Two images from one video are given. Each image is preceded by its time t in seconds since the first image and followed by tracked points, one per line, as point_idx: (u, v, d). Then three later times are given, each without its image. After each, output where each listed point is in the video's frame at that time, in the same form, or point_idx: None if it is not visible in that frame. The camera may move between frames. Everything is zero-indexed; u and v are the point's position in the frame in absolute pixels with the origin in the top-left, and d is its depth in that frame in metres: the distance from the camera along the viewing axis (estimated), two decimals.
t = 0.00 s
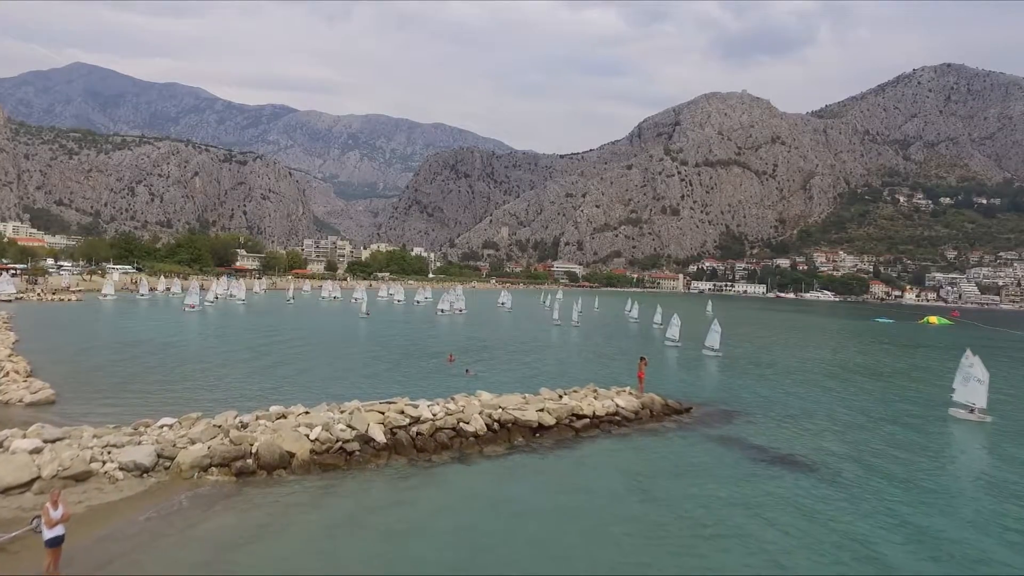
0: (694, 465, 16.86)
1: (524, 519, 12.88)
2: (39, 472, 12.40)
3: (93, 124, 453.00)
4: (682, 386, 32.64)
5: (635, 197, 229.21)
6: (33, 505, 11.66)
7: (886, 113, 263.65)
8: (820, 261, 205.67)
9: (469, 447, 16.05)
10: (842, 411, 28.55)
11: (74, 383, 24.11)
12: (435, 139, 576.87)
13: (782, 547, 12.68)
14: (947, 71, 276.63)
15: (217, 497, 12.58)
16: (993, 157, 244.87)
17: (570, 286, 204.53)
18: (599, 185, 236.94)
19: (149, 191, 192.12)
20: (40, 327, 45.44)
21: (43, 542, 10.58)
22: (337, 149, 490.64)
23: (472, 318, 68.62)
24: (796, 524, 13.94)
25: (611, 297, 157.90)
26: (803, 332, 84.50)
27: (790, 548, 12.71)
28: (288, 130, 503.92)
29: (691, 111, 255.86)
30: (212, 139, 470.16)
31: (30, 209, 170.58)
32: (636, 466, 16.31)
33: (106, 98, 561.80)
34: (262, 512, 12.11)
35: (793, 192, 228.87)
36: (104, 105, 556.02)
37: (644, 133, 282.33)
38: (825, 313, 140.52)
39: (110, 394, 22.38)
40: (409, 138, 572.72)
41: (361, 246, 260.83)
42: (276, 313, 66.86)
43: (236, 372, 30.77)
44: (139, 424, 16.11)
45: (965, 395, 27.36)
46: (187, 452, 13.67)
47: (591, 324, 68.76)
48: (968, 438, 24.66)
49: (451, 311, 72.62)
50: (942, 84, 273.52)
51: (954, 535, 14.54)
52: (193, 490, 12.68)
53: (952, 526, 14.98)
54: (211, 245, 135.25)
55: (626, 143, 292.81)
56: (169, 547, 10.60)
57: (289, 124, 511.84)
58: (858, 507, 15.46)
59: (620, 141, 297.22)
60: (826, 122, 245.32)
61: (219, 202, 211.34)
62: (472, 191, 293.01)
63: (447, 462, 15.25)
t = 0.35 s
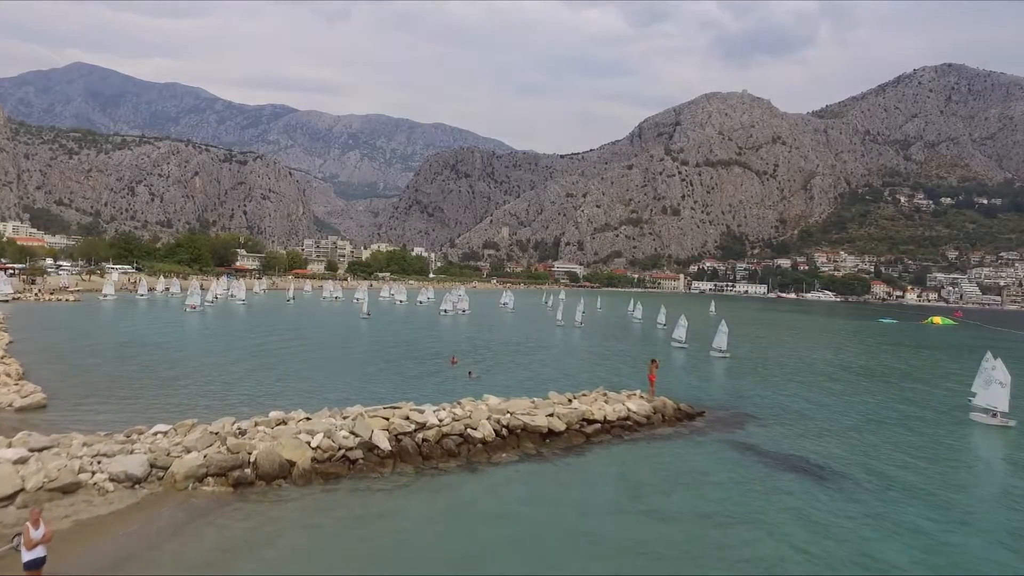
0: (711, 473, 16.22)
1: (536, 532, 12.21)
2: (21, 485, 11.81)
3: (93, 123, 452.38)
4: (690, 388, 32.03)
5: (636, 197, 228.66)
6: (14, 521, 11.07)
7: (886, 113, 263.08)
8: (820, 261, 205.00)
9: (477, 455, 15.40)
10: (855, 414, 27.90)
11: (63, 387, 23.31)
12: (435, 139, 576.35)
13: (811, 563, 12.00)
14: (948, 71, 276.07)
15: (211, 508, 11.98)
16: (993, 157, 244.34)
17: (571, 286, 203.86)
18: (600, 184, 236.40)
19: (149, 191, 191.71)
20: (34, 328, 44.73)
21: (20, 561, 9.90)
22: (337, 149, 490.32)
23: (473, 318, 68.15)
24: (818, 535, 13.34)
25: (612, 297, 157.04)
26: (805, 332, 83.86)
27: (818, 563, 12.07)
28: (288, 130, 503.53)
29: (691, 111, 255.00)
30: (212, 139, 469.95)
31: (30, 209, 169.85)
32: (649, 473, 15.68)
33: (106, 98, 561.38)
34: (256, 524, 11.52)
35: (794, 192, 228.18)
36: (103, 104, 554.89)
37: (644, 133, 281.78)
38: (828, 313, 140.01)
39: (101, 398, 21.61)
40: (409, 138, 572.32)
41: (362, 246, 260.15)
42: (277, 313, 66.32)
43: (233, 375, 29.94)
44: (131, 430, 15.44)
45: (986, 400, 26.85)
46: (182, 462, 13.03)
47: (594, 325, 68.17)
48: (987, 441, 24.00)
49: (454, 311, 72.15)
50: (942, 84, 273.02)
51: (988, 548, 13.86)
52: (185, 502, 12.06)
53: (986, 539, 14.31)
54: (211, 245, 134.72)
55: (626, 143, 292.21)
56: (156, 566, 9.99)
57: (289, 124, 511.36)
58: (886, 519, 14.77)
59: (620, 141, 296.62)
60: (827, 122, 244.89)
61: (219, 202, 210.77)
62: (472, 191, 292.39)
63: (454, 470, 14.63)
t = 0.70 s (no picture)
0: (730, 481, 15.56)
1: (548, 545, 11.55)
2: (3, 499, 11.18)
3: (93, 122, 451.73)
4: (700, 391, 31.40)
5: (636, 197, 227.98)
6: None
7: (887, 113, 262.18)
8: (821, 261, 204.17)
9: (484, 463, 14.75)
10: (870, 418, 27.18)
11: (52, 392, 22.57)
12: (435, 139, 575.70)
13: None
14: (948, 71, 275.48)
15: (202, 522, 11.35)
16: (994, 157, 243.42)
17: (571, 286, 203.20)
18: (600, 184, 235.69)
19: (148, 190, 191.11)
20: (29, 329, 44.08)
21: None
22: (337, 148, 489.66)
23: (475, 319, 67.60)
24: (843, 547, 12.71)
25: (612, 297, 156.27)
26: (808, 333, 83.23)
27: None
28: (288, 130, 503.07)
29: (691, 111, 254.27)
30: (212, 139, 469.48)
31: (30, 209, 169.05)
32: (663, 481, 15.06)
33: (106, 98, 560.87)
34: (250, 539, 10.90)
35: (795, 192, 227.51)
36: (103, 104, 554.12)
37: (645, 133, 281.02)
38: (831, 313, 139.35)
39: (88, 404, 20.77)
40: (409, 138, 571.80)
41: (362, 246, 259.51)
42: (278, 314, 65.75)
43: (227, 378, 29.06)
44: (122, 438, 14.79)
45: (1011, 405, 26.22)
46: (173, 473, 12.40)
47: (598, 325, 67.46)
48: (1005, 446, 23.38)
49: (457, 312, 71.48)
50: (943, 84, 272.38)
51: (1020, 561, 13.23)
52: (176, 515, 11.43)
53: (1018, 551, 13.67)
54: (211, 245, 134.04)
55: (627, 143, 291.40)
56: None
57: (289, 124, 510.71)
58: (917, 532, 14.05)
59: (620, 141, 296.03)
60: (827, 122, 244.26)
61: (219, 202, 210.04)
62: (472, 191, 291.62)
63: (463, 479, 14.01)
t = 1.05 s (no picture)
0: (749, 491, 14.88)
1: (560, 562, 10.88)
2: None
3: (93, 122, 451.22)
4: (707, 392, 30.69)
5: (636, 197, 227.35)
6: None
7: (888, 113, 261.38)
8: (822, 260, 203.50)
9: (491, 472, 14.15)
10: (883, 422, 26.41)
11: (39, 396, 21.96)
12: (435, 139, 574.80)
13: None
14: (949, 71, 274.82)
15: (191, 539, 10.68)
16: (995, 157, 242.58)
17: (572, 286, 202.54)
18: (600, 184, 235.16)
19: (148, 190, 190.61)
20: (24, 329, 43.55)
21: None
22: (337, 148, 489.05)
23: (478, 319, 66.99)
24: (872, 564, 11.96)
25: (614, 298, 155.49)
26: (812, 334, 82.39)
27: None
28: (288, 130, 502.52)
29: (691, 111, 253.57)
30: (212, 139, 469.17)
31: (29, 209, 168.48)
32: (679, 492, 14.38)
33: (107, 99, 560.69)
34: (242, 557, 10.18)
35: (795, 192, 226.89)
36: (103, 105, 553.64)
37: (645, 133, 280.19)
38: (835, 313, 138.59)
39: (76, 409, 20.13)
40: (409, 138, 571.28)
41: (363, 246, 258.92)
42: (278, 315, 65.27)
43: (221, 380, 28.44)
44: (110, 447, 14.12)
45: None
46: (164, 486, 11.75)
47: (600, 326, 66.88)
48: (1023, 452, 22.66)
49: (459, 312, 70.97)
50: (944, 84, 271.47)
51: None
52: (163, 534, 10.73)
53: None
54: (210, 245, 133.38)
55: (627, 143, 290.62)
56: None
57: (289, 124, 510.07)
58: (946, 545, 13.38)
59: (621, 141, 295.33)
60: (828, 121, 243.55)
61: (219, 202, 209.31)
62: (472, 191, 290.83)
63: (469, 489, 13.38)
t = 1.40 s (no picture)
0: (768, 501, 14.24)
1: None
2: None
3: (92, 121, 450.28)
4: (715, 395, 30.14)
5: (637, 197, 226.74)
6: None
7: (888, 113, 260.47)
8: (823, 260, 202.74)
9: (498, 481, 13.52)
10: (896, 425, 25.83)
11: (25, 401, 21.28)
12: (435, 138, 573.88)
13: None
14: (950, 71, 273.98)
15: (179, 557, 10.06)
16: (996, 157, 241.97)
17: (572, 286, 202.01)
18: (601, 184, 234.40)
19: (148, 190, 189.89)
20: (17, 331, 42.80)
21: None
22: (337, 148, 488.29)
23: (480, 320, 66.50)
24: None
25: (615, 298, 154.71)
26: (815, 334, 81.89)
27: None
28: (288, 129, 501.67)
29: (692, 111, 253.02)
30: (212, 138, 468.68)
31: (29, 209, 167.97)
32: (693, 500, 13.80)
33: (107, 99, 559.95)
34: None
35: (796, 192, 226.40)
36: (103, 104, 552.69)
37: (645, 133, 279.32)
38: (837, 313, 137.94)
39: (63, 416, 19.44)
40: (409, 138, 570.26)
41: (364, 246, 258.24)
42: (278, 315, 64.72)
43: (215, 382, 27.74)
44: (98, 457, 13.50)
45: None
46: (151, 499, 11.14)
47: (603, 327, 66.19)
48: None
49: (461, 313, 70.30)
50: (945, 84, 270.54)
51: None
52: (149, 551, 10.10)
53: None
54: (210, 245, 132.71)
55: (627, 142, 289.93)
56: None
57: (289, 123, 509.21)
58: (974, 556, 12.81)
59: (621, 141, 294.51)
60: (829, 121, 242.75)
61: (219, 202, 208.60)
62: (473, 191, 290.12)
63: (476, 500, 12.72)
